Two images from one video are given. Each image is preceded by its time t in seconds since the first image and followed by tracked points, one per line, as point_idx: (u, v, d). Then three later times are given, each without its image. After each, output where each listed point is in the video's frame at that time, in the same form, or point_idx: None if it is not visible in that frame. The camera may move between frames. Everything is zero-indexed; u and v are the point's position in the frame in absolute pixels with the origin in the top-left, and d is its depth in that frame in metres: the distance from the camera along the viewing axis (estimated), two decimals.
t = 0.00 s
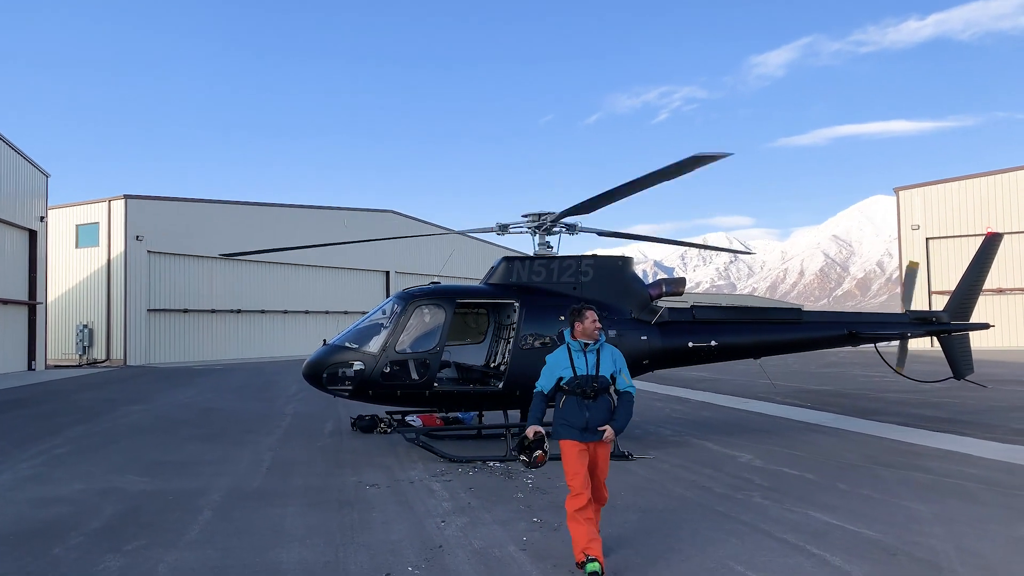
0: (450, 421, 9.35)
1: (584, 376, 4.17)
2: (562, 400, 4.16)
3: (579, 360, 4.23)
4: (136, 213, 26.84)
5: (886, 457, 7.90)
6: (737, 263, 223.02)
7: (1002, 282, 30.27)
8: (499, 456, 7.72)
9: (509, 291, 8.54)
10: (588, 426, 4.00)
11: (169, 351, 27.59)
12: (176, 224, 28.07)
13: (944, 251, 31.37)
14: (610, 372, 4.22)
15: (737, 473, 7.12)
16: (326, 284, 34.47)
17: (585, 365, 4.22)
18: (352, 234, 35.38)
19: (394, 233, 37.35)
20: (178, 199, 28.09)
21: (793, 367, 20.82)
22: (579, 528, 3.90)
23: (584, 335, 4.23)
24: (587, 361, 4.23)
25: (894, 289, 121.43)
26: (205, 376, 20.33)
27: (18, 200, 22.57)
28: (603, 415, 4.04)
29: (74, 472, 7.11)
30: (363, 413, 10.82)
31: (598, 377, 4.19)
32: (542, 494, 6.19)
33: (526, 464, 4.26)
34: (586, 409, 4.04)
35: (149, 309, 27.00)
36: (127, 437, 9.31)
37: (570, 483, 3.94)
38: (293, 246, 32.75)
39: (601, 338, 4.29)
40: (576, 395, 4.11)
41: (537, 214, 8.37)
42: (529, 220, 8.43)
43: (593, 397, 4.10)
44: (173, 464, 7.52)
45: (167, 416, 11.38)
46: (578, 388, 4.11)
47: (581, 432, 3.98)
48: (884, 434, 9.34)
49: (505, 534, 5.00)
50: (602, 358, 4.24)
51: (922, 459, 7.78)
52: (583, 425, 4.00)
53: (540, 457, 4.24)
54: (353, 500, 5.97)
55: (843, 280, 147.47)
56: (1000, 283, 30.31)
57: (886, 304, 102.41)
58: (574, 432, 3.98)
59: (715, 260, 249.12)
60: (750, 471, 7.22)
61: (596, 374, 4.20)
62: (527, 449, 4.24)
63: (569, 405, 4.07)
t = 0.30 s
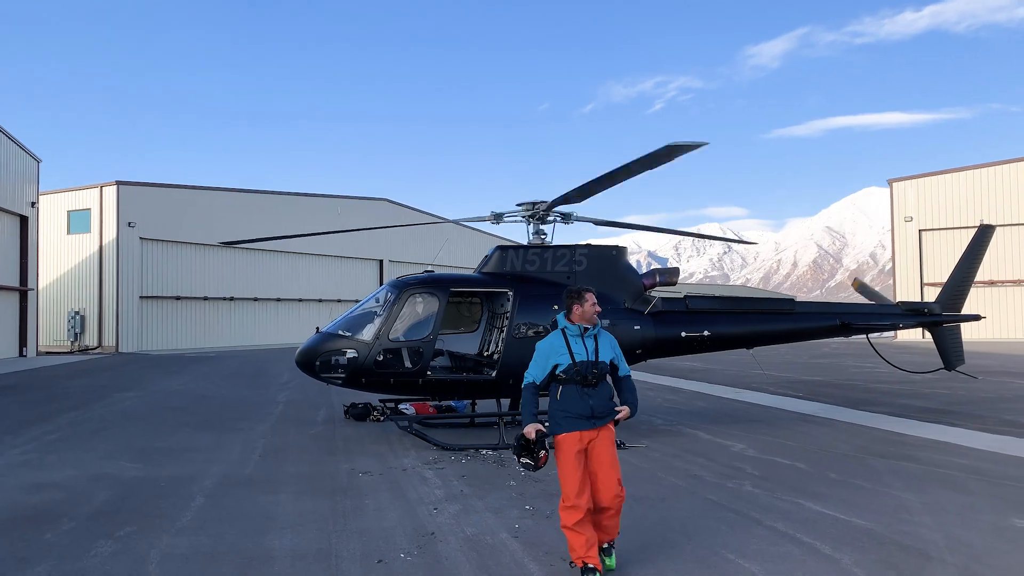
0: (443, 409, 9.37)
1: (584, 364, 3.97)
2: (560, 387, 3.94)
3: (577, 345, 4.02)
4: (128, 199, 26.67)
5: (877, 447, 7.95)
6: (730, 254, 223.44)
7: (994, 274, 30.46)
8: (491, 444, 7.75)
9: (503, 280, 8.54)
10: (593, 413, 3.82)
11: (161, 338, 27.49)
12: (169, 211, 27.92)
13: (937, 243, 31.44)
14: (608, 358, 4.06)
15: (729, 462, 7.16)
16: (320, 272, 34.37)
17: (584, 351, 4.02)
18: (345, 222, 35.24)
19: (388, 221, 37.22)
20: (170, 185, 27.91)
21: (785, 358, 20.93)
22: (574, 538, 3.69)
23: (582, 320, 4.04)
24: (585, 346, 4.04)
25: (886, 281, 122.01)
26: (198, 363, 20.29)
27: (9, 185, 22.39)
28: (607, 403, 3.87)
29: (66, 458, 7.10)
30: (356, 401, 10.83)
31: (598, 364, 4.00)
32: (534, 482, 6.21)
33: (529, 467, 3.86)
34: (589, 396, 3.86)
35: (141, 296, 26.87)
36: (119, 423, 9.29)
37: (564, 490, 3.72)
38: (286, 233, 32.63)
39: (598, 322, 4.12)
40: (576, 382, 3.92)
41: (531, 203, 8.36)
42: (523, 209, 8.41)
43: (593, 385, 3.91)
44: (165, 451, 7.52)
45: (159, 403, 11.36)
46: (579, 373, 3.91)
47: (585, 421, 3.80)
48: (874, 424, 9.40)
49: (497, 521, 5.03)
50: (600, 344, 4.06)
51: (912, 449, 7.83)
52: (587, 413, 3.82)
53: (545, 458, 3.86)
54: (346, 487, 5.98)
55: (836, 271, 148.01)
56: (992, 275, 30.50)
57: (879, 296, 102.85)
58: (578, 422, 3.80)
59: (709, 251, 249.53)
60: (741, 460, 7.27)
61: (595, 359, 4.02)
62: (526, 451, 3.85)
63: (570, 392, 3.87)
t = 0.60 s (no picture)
0: (435, 396, 9.38)
1: (579, 359, 3.73)
2: (552, 382, 3.71)
3: (573, 338, 3.77)
4: (119, 183, 26.46)
5: (868, 436, 8.01)
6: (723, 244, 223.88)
7: (985, 265, 30.66)
8: (483, 431, 7.76)
9: (496, 268, 8.51)
10: (586, 414, 3.62)
11: (152, 324, 27.37)
12: (161, 196, 27.72)
13: (929, 234, 31.55)
14: (605, 353, 3.80)
15: (719, 450, 7.20)
16: (312, 258, 34.24)
17: (579, 344, 3.78)
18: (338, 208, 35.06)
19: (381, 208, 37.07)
20: (162, 169, 27.69)
21: (777, 347, 21.05)
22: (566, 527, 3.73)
23: (580, 310, 3.76)
24: (580, 339, 3.78)
25: (878, 272, 122.61)
26: (189, 349, 20.22)
27: None
28: (601, 403, 3.66)
29: (56, 442, 7.07)
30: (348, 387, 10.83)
31: (594, 360, 3.75)
32: (526, 469, 6.22)
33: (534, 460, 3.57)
34: (582, 395, 3.64)
35: (132, 281, 26.71)
36: (110, 408, 9.27)
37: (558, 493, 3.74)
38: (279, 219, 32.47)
39: (596, 313, 3.84)
40: (568, 378, 3.70)
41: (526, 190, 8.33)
42: (518, 197, 8.39)
43: (588, 382, 3.69)
44: (156, 436, 7.51)
45: (150, 388, 11.33)
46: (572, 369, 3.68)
47: (578, 421, 3.59)
48: (864, 414, 9.47)
49: (488, 507, 5.04)
50: (597, 336, 3.80)
51: (902, 438, 7.89)
52: (579, 413, 3.61)
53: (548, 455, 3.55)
54: (337, 473, 5.98)
55: (828, 261, 148.64)
56: (983, 266, 30.70)
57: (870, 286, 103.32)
58: (571, 422, 3.61)
59: (702, 240, 249.91)
60: (732, 448, 7.31)
61: (591, 354, 3.77)
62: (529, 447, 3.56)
63: (562, 389, 3.65)
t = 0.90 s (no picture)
0: (429, 381, 9.40)
1: (564, 348, 3.46)
2: (537, 372, 3.50)
3: (559, 324, 3.51)
4: (111, 166, 26.25)
5: (859, 422, 8.06)
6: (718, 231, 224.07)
7: (978, 253, 30.83)
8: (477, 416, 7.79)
9: (490, 253, 8.49)
10: (567, 408, 3.37)
11: (146, 308, 27.26)
12: (153, 179, 27.51)
13: (922, 222, 31.61)
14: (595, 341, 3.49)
15: (711, 435, 7.24)
16: (306, 243, 34.13)
17: (567, 331, 3.51)
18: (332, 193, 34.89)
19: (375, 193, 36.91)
20: (154, 153, 27.46)
21: (769, 334, 21.16)
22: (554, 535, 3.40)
23: (566, 294, 3.48)
24: (569, 325, 3.51)
25: (871, 259, 123.14)
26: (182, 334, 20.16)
27: None
28: (585, 396, 3.37)
29: (48, 426, 7.06)
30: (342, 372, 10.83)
31: (581, 349, 3.46)
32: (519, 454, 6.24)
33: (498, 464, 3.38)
34: (563, 387, 3.39)
35: (125, 266, 26.57)
36: (102, 392, 9.24)
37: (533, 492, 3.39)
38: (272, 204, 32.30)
39: (587, 296, 3.54)
40: (552, 368, 3.46)
41: (520, 176, 8.30)
42: (512, 182, 8.35)
43: (572, 373, 3.42)
44: (150, 420, 7.50)
45: (143, 372, 11.30)
46: (553, 359, 3.45)
47: (557, 415, 3.36)
48: (855, 400, 9.53)
49: (481, 491, 5.06)
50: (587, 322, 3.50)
51: (892, 424, 7.94)
52: (560, 408, 3.37)
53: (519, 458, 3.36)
54: (330, 457, 5.99)
55: (821, 249, 149.08)
56: (976, 254, 30.87)
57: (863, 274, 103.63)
58: (549, 417, 3.38)
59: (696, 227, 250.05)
60: (724, 434, 7.35)
61: (579, 342, 3.48)
62: (494, 451, 3.38)
63: (543, 380, 3.43)
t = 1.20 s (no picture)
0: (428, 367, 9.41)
1: (543, 348, 3.23)
2: (519, 376, 3.30)
3: (536, 323, 3.28)
4: (107, 152, 26.10)
5: (856, 408, 8.09)
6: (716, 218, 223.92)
7: (976, 240, 30.90)
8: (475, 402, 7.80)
9: (489, 239, 8.47)
10: (550, 414, 3.14)
11: (143, 294, 27.23)
12: (150, 165, 27.39)
13: (920, 208, 31.58)
14: (577, 336, 3.24)
15: (709, 421, 7.27)
16: (303, 229, 34.05)
17: (545, 327, 3.28)
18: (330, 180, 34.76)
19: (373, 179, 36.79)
20: (150, 139, 27.31)
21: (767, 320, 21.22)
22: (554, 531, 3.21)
23: (539, 289, 3.25)
24: (547, 322, 3.28)
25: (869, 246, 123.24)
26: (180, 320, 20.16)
27: None
28: (569, 399, 3.13)
29: (47, 412, 7.05)
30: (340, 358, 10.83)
31: (561, 347, 3.22)
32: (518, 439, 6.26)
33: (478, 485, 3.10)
34: (545, 391, 3.17)
35: (123, 252, 26.48)
36: (101, 378, 9.24)
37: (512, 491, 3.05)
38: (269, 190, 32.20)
39: (563, 287, 3.28)
40: (533, 371, 3.24)
41: (519, 162, 8.25)
42: (511, 168, 8.31)
43: (553, 376, 3.19)
44: (149, 406, 7.50)
45: (142, 358, 11.30)
46: (533, 362, 3.23)
47: (539, 422, 3.13)
48: (852, 386, 9.57)
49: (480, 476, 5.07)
50: (566, 317, 3.26)
51: (889, 410, 7.97)
52: (542, 414, 3.15)
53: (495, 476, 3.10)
54: (329, 443, 6.00)
55: (819, 236, 149.16)
56: (973, 241, 30.95)
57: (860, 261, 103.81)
58: (531, 423, 3.15)
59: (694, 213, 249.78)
60: (722, 419, 7.38)
61: (560, 339, 3.24)
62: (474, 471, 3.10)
63: (523, 385, 3.22)
